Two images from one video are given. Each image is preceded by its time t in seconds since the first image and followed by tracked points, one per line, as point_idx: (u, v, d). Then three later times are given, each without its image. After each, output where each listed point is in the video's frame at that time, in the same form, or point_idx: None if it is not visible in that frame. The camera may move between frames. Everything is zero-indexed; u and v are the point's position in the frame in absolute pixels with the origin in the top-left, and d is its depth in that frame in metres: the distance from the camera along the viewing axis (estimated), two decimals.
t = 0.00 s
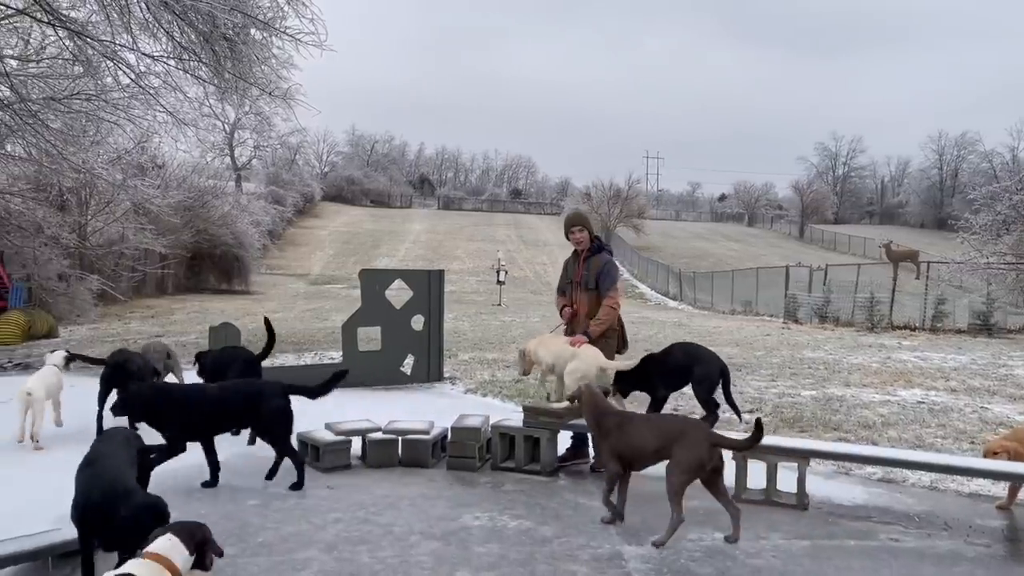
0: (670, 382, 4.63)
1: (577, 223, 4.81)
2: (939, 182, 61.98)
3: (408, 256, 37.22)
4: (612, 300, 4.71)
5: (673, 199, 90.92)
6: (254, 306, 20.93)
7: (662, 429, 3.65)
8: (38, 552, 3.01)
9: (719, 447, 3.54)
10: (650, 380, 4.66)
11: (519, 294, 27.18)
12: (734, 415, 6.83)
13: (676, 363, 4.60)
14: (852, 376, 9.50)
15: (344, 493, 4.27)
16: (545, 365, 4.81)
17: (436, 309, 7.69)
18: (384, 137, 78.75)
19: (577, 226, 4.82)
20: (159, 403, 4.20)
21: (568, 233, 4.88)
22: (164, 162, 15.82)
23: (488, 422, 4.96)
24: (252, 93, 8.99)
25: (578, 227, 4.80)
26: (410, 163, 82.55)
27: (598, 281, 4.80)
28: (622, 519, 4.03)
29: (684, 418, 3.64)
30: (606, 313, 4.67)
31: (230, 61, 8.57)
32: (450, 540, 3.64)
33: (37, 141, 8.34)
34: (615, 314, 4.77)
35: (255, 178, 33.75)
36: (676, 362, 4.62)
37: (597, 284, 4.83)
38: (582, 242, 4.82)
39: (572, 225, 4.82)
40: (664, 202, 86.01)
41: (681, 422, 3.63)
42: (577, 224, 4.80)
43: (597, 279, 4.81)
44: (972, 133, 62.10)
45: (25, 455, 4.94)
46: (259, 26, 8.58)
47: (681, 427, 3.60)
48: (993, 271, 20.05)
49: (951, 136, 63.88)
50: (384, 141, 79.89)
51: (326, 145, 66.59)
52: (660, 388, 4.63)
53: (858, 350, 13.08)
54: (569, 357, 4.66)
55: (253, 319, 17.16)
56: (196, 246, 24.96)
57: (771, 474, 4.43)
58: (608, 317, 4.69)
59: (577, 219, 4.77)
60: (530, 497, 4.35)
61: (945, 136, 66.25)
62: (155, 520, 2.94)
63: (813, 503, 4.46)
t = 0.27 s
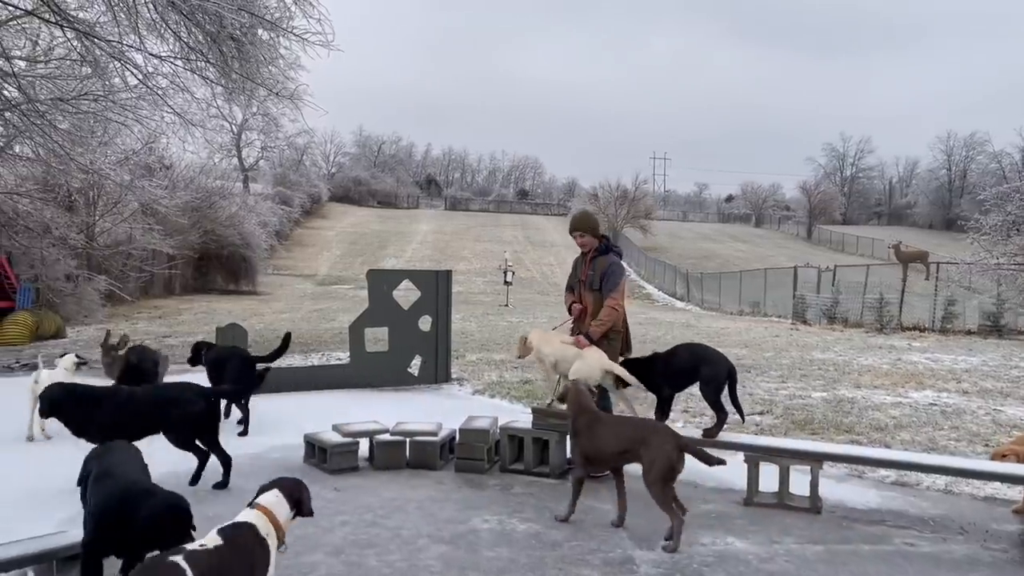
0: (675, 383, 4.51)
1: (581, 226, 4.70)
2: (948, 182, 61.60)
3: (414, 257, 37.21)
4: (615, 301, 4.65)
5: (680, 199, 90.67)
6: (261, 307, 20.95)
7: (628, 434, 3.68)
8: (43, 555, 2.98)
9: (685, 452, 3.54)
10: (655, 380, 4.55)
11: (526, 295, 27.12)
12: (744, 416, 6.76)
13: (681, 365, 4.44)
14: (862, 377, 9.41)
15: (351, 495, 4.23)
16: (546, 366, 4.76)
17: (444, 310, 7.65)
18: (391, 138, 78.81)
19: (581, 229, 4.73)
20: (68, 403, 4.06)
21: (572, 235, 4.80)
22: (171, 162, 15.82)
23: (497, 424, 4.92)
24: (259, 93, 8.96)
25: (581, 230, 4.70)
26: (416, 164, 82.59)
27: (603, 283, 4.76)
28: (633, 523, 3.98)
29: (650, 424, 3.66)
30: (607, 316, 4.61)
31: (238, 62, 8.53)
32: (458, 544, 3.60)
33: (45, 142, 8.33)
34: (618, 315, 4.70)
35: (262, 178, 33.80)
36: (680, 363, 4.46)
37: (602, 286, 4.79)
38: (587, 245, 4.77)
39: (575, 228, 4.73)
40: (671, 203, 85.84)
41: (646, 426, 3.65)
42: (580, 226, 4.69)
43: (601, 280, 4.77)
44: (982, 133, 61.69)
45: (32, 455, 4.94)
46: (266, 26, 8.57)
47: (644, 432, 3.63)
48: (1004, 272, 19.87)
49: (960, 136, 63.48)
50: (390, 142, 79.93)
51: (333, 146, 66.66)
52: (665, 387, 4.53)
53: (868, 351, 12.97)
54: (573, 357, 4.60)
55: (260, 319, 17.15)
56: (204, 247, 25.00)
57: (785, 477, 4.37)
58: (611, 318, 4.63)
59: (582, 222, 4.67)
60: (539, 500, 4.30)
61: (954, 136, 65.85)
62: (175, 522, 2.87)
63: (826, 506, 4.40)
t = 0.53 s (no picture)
0: (681, 385, 4.42)
1: (579, 230, 4.66)
2: (952, 182, 61.42)
3: (418, 258, 37.21)
4: (626, 303, 4.62)
5: (684, 200, 90.54)
6: (265, 308, 20.95)
7: (599, 436, 3.65)
8: (49, 559, 2.97)
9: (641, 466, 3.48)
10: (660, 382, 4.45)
11: (529, 296, 27.10)
12: (750, 418, 6.74)
13: (685, 368, 4.35)
14: (868, 380, 9.37)
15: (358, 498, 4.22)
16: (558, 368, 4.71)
17: (448, 311, 7.64)
18: (394, 139, 78.81)
19: (579, 234, 4.69)
20: None
21: (572, 241, 4.76)
22: (175, 164, 15.83)
23: (503, 426, 4.91)
24: (264, 95, 8.95)
25: (579, 235, 4.66)
26: (419, 165, 82.61)
27: (610, 285, 4.74)
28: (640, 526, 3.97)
29: (622, 432, 3.61)
30: (621, 317, 4.57)
31: (242, 63, 8.53)
32: (465, 547, 3.59)
33: (50, 144, 8.33)
34: (630, 316, 4.67)
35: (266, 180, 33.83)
36: (685, 366, 4.36)
37: (610, 288, 4.77)
38: (587, 248, 4.74)
39: (574, 233, 4.69)
40: (674, 204, 85.73)
41: (617, 433, 3.61)
42: (578, 231, 4.65)
43: (609, 282, 4.75)
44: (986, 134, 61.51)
45: (39, 457, 4.95)
46: (271, 28, 8.57)
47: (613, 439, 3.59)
48: (1009, 273, 19.79)
49: (965, 137, 63.29)
50: (394, 143, 79.96)
51: (336, 147, 66.67)
52: (670, 389, 4.46)
53: (874, 353, 12.92)
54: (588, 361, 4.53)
55: (264, 321, 17.15)
56: (207, 248, 25.02)
57: (793, 480, 4.35)
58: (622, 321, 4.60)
59: (580, 227, 4.64)
60: (546, 502, 4.29)
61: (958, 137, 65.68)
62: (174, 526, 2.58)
63: (835, 510, 4.37)
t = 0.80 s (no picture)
0: (682, 388, 4.38)
1: (579, 238, 4.61)
2: (952, 183, 61.47)
3: (418, 259, 37.21)
4: (635, 305, 4.63)
5: (683, 201, 90.59)
6: (265, 308, 20.94)
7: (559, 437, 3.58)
8: (50, 562, 2.96)
9: (580, 467, 3.35)
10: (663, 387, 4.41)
11: (530, 297, 27.09)
12: (752, 420, 6.73)
13: (688, 372, 4.31)
14: (870, 381, 9.38)
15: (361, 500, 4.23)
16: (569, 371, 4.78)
17: (450, 312, 7.64)
18: (394, 140, 78.78)
19: (579, 241, 4.63)
20: None
21: (572, 249, 4.70)
22: (176, 164, 15.83)
23: (505, 428, 4.92)
24: (265, 97, 8.94)
25: (580, 243, 4.60)
26: (419, 166, 82.60)
27: (616, 288, 4.74)
28: (643, 528, 3.97)
29: (575, 431, 3.51)
30: (631, 319, 4.59)
31: (244, 64, 8.52)
32: (470, 550, 3.59)
33: (51, 145, 8.33)
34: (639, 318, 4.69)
35: (266, 180, 33.84)
36: (688, 369, 4.31)
37: (616, 291, 4.77)
38: (588, 254, 4.69)
39: (573, 242, 4.63)
40: (674, 204, 85.75)
41: (569, 432, 3.51)
42: (577, 239, 4.60)
43: (615, 285, 4.74)
44: (985, 135, 61.56)
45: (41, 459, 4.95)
46: (272, 29, 8.57)
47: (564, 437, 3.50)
48: (1009, 275, 19.79)
49: (964, 138, 63.32)
50: (394, 143, 79.96)
51: (336, 148, 66.65)
52: (671, 391, 4.41)
53: (875, 354, 12.93)
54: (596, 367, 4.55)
55: (264, 321, 17.14)
56: (208, 249, 25.00)
57: (796, 482, 4.35)
58: (631, 323, 4.61)
59: (578, 236, 4.59)
60: (549, 504, 4.29)
61: (957, 138, 65.72)
62: None
63: (838, 512, 4.37)
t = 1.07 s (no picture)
0: (682, 388, 4.38)
1: (582, 241, 4.62)
2: (949, 184, 61.59)
3: (416, 259, 37.21)
4: (639, 308, 4.66)
5: (681, 202, 90.66)
6: (264, 309, 20.93)
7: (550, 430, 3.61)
8: (52, 564, 2.96)
9: (558, 462, 3.41)
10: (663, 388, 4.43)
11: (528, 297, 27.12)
12: (752, 420, 6.74)
13: (689, 373, 4.32)
14: (869, 382, 9.39)
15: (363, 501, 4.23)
16: (568, 372, 4.75)
17: (449, 313, 7.64)
18: (392, 140, 78.74)
19: (583, 245, 4.64)
20: None
21: (574, 254, 4.70)
22: (174, 165, 15.81)
23: (506, 429, 4.93)
24: (264, 97, 8.92)
25: (584, 246, 4.61)
26: (417, 167, 82.59)
27: (620, 291, 4.77)
28: (645, 529, 3.97)
29: (558, 424, 3.53)
30: (634, 321, 4.61)
31: (242, 65, 8.51)
32: (471, 551, 3.59)
33: (49, 145, 8.31)
34: (641, 320, 4.72)
35: (264, 181, 33.83)
36: (688, 370, 4.32)
37: (620, 295, 4.80)
38: (591, 258, 4.70)
39: (576, 246, 4.63)
40: (672, 205, 85.82)
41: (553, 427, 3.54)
42: (581, 243, 4.61)
43: (618, 288, 4.78)
44: (982, 135, 61.69)
45: (42, 459, 4.94)
46: (271, 30, 8.56)
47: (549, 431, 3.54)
48: (1006, 275, 19.82)
49: (961, 138, 63.43)
50: (392, 144, 79.96)
51: (334, 149, 66.63)
52: (671, 391, 4.41)
53: (873, 355, 12.95)
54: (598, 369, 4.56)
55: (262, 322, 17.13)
56: (206, 249, 24.98)
57: (796, 482, 4.36)
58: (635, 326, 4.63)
59: (581, 240, 4.60)
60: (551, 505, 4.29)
61: (954, 139, 65.85)
62: None
63: (838, 512, 4.38)
